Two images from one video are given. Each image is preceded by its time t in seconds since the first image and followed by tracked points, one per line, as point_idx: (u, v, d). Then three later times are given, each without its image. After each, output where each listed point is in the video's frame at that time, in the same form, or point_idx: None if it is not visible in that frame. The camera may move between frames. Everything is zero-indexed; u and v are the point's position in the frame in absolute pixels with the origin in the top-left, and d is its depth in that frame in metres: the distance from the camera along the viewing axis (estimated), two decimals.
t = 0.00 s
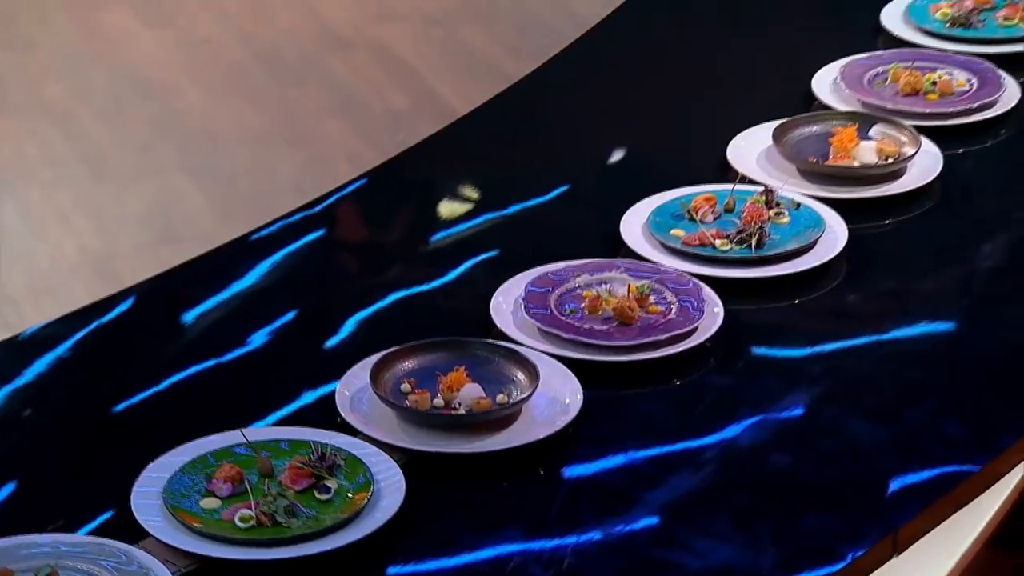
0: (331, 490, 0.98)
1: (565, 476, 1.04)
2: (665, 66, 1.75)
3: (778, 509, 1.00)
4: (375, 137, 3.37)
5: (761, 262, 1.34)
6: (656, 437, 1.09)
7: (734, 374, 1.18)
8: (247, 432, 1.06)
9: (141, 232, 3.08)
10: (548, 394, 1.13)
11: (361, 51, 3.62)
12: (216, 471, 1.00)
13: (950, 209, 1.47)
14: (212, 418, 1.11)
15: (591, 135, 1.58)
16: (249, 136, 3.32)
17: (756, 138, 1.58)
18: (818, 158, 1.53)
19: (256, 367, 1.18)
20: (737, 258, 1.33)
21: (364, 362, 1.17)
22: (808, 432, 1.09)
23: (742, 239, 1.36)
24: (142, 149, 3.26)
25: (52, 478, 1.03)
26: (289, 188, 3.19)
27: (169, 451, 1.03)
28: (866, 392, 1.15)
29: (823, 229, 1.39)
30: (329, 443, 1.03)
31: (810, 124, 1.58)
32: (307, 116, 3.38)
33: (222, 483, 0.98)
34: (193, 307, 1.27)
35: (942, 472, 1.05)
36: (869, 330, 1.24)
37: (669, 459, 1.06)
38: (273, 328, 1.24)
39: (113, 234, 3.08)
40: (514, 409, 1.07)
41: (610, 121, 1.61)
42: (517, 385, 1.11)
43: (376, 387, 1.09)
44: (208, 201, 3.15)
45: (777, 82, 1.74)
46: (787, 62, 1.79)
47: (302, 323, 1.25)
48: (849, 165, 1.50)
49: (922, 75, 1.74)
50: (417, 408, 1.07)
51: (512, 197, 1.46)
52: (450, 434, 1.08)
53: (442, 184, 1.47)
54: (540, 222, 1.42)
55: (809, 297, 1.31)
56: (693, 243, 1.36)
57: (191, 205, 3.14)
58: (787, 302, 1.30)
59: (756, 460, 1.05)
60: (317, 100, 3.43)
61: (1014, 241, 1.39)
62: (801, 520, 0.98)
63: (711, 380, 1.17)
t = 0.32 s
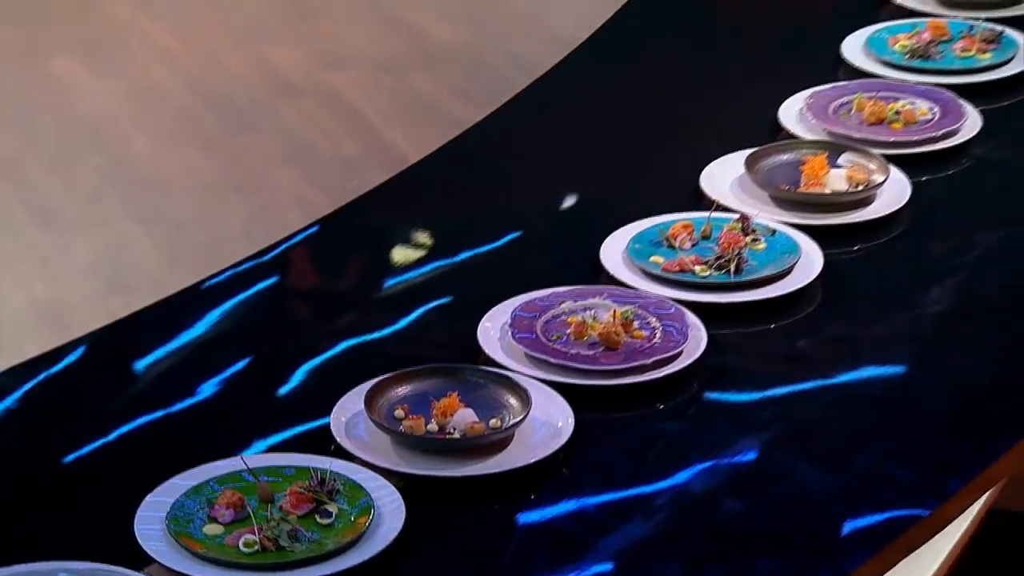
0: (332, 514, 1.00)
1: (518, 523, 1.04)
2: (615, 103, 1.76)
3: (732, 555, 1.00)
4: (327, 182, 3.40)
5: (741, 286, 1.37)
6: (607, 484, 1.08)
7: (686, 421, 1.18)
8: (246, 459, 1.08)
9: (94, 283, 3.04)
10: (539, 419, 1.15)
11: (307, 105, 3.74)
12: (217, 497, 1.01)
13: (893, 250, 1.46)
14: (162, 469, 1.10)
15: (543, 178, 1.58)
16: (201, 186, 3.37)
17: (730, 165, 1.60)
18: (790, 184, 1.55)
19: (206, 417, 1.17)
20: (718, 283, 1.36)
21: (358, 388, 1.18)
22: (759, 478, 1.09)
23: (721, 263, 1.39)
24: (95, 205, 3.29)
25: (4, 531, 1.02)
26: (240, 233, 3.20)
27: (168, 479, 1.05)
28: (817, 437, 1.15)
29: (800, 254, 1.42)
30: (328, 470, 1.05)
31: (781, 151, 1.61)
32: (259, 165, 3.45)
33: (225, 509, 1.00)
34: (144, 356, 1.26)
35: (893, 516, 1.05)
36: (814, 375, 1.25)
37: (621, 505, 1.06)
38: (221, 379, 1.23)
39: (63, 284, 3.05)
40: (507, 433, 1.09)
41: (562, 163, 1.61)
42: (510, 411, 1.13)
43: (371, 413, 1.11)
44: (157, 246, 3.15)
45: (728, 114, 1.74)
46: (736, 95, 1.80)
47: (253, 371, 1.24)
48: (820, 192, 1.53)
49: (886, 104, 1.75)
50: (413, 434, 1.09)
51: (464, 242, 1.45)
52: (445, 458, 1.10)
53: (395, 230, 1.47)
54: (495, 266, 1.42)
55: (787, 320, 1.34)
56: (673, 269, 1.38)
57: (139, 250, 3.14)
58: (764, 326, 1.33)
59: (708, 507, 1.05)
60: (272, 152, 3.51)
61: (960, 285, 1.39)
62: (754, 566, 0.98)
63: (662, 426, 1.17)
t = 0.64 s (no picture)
0: (350, 537, 1.03)
1: (489, 570, 1.04)
2: (589, 138, 1.76)
3: None
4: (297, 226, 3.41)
5: (737, 312, 1.40)
6: (577, 532, 1.08)
7: (657, 468, 1.17)
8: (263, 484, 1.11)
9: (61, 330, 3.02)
10: (548, 442, 1.18)
11: (278, 154, 3.76)
12: (236, 522, 1.05)
13: (866, 295, 1.46)
14: (128, 518, 1.09)
15: (517, 218, 1.59)
16: (172, 234, 3.36)
17: (723, 189, 1.64)
18: (779, 213, 1.58)
19: (174, 466, 1.17)
20: (714, 309, 1.40)
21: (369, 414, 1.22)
22: (729, 525, 1.09)
23: (717, 290, 1.43)
24: (64, 254, 3.28)
25: None
26: (208, 278, 3.18)
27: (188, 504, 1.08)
28: (787, 483, 1.15)
29: (793, 281, 1.45)
30: (345, 495, 1.08)
31: (771, 180, 1.63)
32: (230, 212, 3.45)
33: (245, 533, 1.03)
34: (113, 405, 1.26)
35: (863, 561, 1.05)
36: (782, 421, 1.24)
37: (592, 552, 1.05)
38: (188, 429, 1.22)
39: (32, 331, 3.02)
40: (517, 456, 1.13)
41: (533, 205, 1.61)
42: (519, 434, 1.17)
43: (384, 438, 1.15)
44: (124, 292, 3.13)
45: (699, 146, 1.74)
46: (710, 123, 1.80)
47: (221, 419, 1.24)
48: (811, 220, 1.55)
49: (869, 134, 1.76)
50: (425, 457, 1.12)
51: (431, 289, 1.45)
52: (456, 480, 1.14)
53: (366, 275, 1.47)
54: (467, 309, 1.42)
55: (779, 346, 1.38)
56: (670, 295, 1.42)
57: (105, 297, 3.12)
58: (757, 351, 1.37)
59: (678, 554, 1.05)
60: (241, 200, 3.51)
61: (929, 329, 1.39)
62: None
63: (633, 472, 1.17)
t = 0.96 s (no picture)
0: (370, 563, 1.04)
1: None
2: (565, 183, 1.77)
3: None
4: (271, 278, 3.41)
5: (735, 342, 1.45)
6: None
7: (630, 519, 1.17)
8: (284, 512, 1.13)
9: (33, 381, 2.98)
10: (560, 471, 1.22)
11: (252, 205, 3.77)
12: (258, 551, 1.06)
13: (839, 348, 1.46)
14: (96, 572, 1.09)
15: (492, 269, 1.59)
16: (145, 286, 3.36)
17: (714, 222, 1.68)
18: (771, 245, 1.62)
19: (144, 520, 1.16)
20: (712, 339, 1.44)
21: (383, 443, 1.26)
22: None
23: (715, 320, 1.47)
24: (35, 308, 3.27)
25: None
26: (182, 330, 3.17)
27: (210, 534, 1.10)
28: (761, 533, 1.15)
29: (788, 310, 1.50)
30: (366, 524, 1.10)
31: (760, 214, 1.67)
32: (202, 265, 3.45)
33: (266, 561, 1.04)
34: (85, 457, 1.26)
35: None
36: (753, 470, 1.25)
37: None
38: (158, 482, 1.22)
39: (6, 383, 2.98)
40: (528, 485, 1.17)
41: (507, 255, 1.62)
42: (530, 462, 1.21)
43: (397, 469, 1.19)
44: (96, 345, 3.12)
45: (672, 193, 1.75)
46: (683, 169, 1.81)
47: (193, 471, 1.23)
48: (801, 252, 1.59)
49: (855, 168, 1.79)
50: (439, 486, 1.17)
51: (398, 340, 1.45)
52: (468, 508, 1.18)
53: (340, 324, 1.47)
54: (440, 360, 1.42)
55: (772, 376, 1.41)
56: (669, 326, 1.46)
57: (77, 350, 3.10)
58: (752, 380, 1.41)
59: None
60: (213, 253, 3.51)
61: (900, 379, 1.39)
62: None
63: (607, 523, 1.17)
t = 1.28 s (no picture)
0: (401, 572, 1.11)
1: None
2: (553, 221, 1.82)
3: None
4: (261, 319, 3.45)
5: (735, 360, 1.52)
6: None
7: (611, 553, 1.22)
8: (316, 523, 1.19)
9: (29, 420, 3.01)
10: (577, 482, 1.30)
11: (243, 247, 3.81)
12: (293, 561, 1.13)
13: (813, 386, 1.50)
14: None
15: (478, 307, 1.63)
16: (138, 327, 3.39)
17: (711, 247, 1.75)
18: (765, 267, 1.69)
19: (137, 555, 1.20)
20: (714, 357, 1.52)
21: (407, 457, 1.33)
22: None
23: (717, 339, 1.55)
24: (30, 347, 3.31)
25: None
26: (175, 370, 3.20)
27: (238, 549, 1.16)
28: (738, 565, 1.19)
29: (786, 330, 1.58)
30: (397, 535, 1.17)
31: (755, 238, 1.74)
32: (193, 306, 3.49)
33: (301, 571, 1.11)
34: (79, 492, 1.30)
35: None
36: (725, 504, 1.29)
37: None
38: (147, 520, 1.25)
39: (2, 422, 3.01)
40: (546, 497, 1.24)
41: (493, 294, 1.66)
42: (549, 474, 1.28)
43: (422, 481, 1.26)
44: (91, 384, 3.15)
45: (654, 232, 1.80)
46: (666, 208, 1.86)
47: (185, 506, 1.27)
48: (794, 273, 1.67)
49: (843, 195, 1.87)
50: (462, 497, 1.24)
51: (383, 378, 1.49)
52: (489, 518, 1.25)
53: (327, 360, 1.52)
54: (426, 396, 1.46)
55: (771, 394, 1.49)
56: (673, 345, 1.54)
57: (72, 389, 3.13)
58: (751, 397, 1.49)
59: None
60: (205, 294, 3.55)
61: (873, 416, 1.44)
62: None
63: (588, 557, 1.21)
